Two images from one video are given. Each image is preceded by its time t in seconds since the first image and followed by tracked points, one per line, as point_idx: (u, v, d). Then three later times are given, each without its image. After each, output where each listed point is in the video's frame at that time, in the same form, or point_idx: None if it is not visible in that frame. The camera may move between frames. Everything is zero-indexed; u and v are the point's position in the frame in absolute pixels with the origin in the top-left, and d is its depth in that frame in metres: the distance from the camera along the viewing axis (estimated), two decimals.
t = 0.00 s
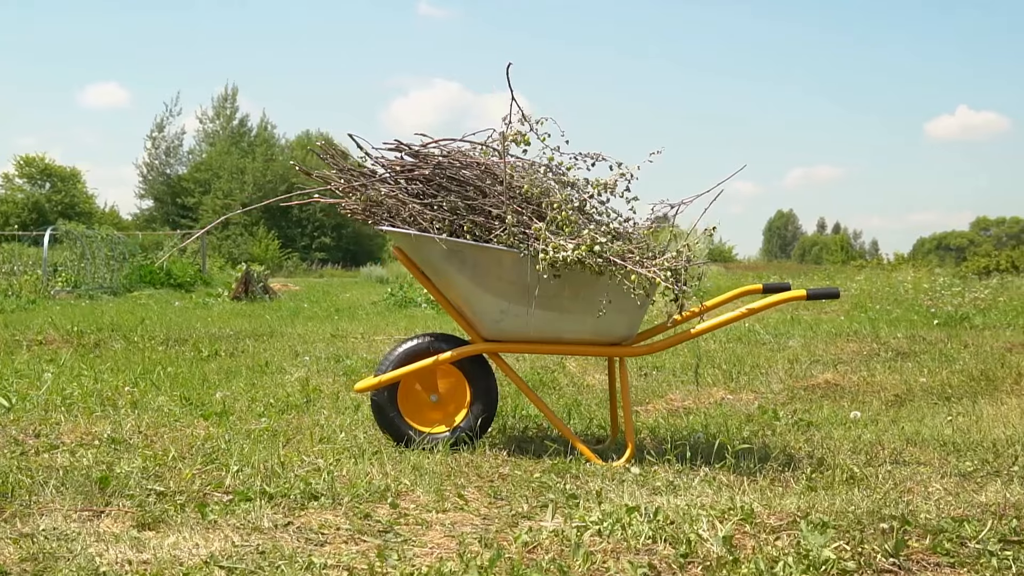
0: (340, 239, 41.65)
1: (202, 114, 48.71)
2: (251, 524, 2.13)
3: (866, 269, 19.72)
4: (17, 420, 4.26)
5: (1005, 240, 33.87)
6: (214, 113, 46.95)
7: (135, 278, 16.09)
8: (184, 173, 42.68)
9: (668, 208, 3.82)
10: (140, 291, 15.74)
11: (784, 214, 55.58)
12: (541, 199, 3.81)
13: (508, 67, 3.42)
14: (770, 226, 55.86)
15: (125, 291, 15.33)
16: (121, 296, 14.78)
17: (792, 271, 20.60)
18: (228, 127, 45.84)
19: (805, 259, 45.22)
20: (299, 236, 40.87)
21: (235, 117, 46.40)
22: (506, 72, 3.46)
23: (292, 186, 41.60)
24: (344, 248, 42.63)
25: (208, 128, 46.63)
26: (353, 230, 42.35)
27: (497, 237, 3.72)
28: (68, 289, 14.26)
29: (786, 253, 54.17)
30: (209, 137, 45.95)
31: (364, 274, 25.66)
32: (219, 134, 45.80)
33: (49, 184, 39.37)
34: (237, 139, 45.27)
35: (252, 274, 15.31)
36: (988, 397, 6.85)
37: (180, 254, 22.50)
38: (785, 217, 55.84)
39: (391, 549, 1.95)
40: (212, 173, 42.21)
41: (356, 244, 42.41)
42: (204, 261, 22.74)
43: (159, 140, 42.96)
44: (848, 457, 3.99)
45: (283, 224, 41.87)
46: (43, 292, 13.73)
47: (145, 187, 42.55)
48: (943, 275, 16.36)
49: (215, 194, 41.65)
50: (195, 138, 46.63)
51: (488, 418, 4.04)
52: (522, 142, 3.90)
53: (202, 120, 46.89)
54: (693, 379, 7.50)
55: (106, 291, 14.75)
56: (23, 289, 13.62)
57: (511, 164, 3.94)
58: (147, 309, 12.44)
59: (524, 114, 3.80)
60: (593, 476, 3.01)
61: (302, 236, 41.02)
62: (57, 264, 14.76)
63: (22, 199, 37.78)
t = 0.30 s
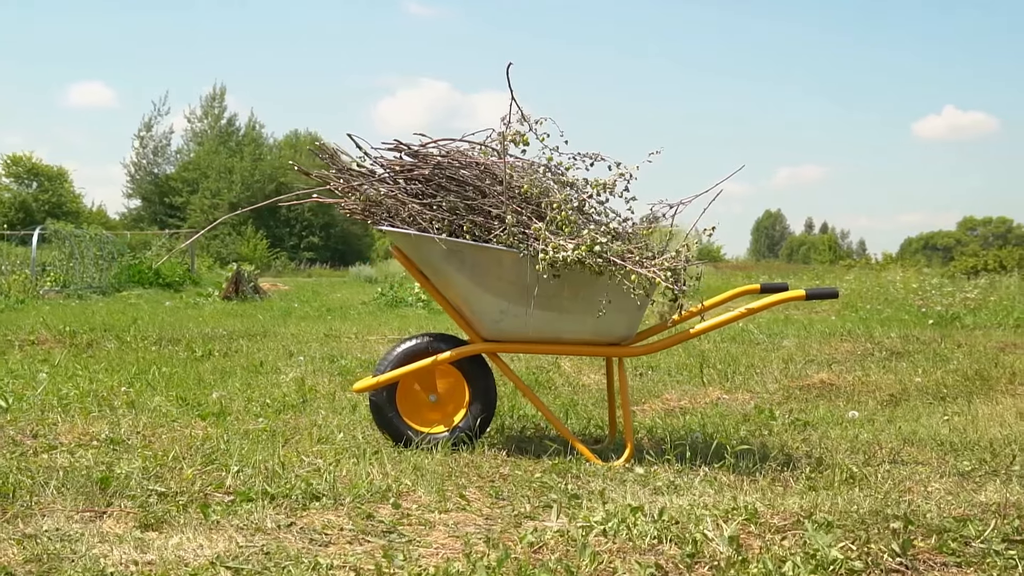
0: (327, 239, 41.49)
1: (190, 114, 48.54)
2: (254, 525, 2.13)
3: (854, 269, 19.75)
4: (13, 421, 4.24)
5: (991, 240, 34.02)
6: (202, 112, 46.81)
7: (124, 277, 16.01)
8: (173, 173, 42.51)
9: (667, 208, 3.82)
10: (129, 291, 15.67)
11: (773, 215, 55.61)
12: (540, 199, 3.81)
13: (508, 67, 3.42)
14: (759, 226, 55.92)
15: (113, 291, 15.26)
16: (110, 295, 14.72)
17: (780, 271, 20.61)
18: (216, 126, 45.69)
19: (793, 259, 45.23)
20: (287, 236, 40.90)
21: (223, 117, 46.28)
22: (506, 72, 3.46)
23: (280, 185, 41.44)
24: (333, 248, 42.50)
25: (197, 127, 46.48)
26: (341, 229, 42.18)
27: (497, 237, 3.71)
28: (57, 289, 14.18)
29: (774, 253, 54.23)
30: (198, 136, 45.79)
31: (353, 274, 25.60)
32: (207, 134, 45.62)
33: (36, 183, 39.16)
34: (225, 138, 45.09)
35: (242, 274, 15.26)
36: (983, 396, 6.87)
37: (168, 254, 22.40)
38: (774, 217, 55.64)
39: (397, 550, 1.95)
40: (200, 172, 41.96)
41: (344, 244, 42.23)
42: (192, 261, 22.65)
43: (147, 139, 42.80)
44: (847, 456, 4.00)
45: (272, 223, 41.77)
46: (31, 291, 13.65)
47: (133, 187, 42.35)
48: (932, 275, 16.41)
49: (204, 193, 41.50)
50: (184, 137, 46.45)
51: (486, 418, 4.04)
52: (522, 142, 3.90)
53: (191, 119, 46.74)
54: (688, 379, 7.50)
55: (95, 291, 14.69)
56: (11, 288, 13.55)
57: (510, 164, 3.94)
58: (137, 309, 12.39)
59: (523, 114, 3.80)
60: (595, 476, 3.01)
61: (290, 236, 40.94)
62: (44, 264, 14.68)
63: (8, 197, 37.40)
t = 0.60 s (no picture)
0: (314, 239, 41.46)
1: (178, 113, 48.35)
2: (254, 526, 2.12)
3: (842, 270, 19.81)
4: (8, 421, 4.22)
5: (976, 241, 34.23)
6: (189, 112, 46.69)
7: (112, 278, 15.95)
8: (161, 173, 42.33)
9: (664, 207, 3.82)
10: (118, 291, 15.60)
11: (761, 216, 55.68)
12: (538, 199, 3.80)
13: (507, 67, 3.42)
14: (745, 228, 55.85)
15: (101, 291, 15.19)
16: (99, 296, 14.66)
17: (768, 271, 20.65)
18: (203, 126, 45.56)
19: (778, 259, 45.30)
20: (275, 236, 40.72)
21: (210, 117, 46.16)
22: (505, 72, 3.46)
23: (267, 185, 41.31)
24: (320, 248, 42.28)
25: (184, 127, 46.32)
26: (328, 229, 42.10)
27: (495, 237, 3.71)
28: (45, 289, 14.11)
29: (762, 254, 54.39)
30: (185, 136, 45.62)
31: (341, 274, 25.56)
32: (195, 134, 45.44)
33: (22, 183, 38.93)
34: (212, 138, 44.92)
35: (232, 274, 15.22)
36: (976, 396, 6.90)
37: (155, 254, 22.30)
38: (761, 218, 55.37)
39: (400, 550, 1.94)
40: (187, 172, 41.71)
41: (331, 244, 42.13)
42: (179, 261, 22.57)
43: (134, 139, 42.61)
44: (844, 456, 4.01)
45: (259, 224, 41.68)
46: (19, 292, 13.58)
47: (120, 187, 42.14)
48: (921, 275, 16.48)
49: (190, 192, 41.24)
50: (171, 137, 46.25)
51: (483, 419, 4.03)
52: (519, 142, 3.90)
53: (178, 119, 46.60)
54: (682, 379, 7.51)
55: (82, 291, 14.62)
56: None
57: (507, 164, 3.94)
58: (126, 309, 12.34)
59: (521, 113, 3.80)
60: (594, 476, 3.01)
61: (276, 237, 40.70)
62: (31, 264, 14.61)
63: None
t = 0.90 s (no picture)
0: (300, 239, 41.37)
1: (165, 113, 48.12)
2: (255, 525, 2.11)
3: (827, 270, 19.89)
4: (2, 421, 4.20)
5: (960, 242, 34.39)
6: (174, 112, 46.52)
7: (97, 278, 15.86)
8: (146, 173, 42.08)
9: (660, 207, 3.81)
10: (104, 291, 15.49)
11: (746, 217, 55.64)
12: (534, 199, 3.79)
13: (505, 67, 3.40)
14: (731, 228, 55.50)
15: (87, 292, 15.11)
16: (84, 295, 14.57)
17: (754, 272, 20.70)
18: (189, 126, 45.39)
19: (765, 259, 45.42)
20: (260, 236, 40.51)
21: (195, 116, 46.00)
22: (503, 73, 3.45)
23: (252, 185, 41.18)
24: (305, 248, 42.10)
25: (168, 127, 46.07)
26: (314, 229, 42.00)
27: (492, 237, 3.70)
28: (30, 289, 14.03)
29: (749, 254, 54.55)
30: (171, 135, 45.40)
31: (327, 274, 25.47)
32: (180, 133, 45.20)
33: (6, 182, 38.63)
34: (196, 138, 44.68)
35: (220, 274, 15.17)
36: (968, 395, 6.93)
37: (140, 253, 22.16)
38: (746, 219, 54.95)
39: (403, 550, 1.94)
40: (171, 172, 41.41)
41: (317, 244, 42.06)
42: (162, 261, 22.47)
43: (119, 139, 42.36)
44: (840, 456, 4.02)
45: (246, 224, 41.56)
46: (4, 292, 13.50)
47: (105, 187, 41.86)
48: (907, 276, 16.56)
49: (175, 192, 41.00)
50: (156, 136, 45.98)
51: (480, 418, 4.02)
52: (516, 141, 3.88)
53: (164, 118, 46.41)
54: (675, 379, 7.52)
55: (68, 291, 14.53)
56: None
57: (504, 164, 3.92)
58: (113, 309, 12.27)
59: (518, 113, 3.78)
60: (593, 475, 3.01)
61: (262, 236, 40.60)
62: (17, 264, 14.52)
63: None
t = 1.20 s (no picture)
0: (290, 238, 41.28)
1: (154, 112, 47.90)
2: (257, 525, 2.11)
3: (818, 269, 19.92)
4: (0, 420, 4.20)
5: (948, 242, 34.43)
6: (164, 110, 46.31)
7: (88, 277, 15.81)
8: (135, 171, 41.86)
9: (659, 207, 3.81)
10: (94, 291, 15.37)
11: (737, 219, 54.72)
12: (534, 198, 3.78)
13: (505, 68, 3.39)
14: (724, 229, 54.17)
15: (78, 291, 15.05)
16: (75, 295, 14.48)
17: (745, 271, 20.71)
18: (178, 124, 45.18)
19: (756, 259, 45.42)
20: (250, 235, 40.35)
21: (185, 115, 45.83)
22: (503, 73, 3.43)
23: (241, 184, 41.02)
24: (295, 247, 41.98)
25: (160, 126, 45.92)
26: (303, 228, 41.89)
27: (492, 237, 3.69)
28: (20, 289, 13.96)
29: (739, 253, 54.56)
30: (160, 134, 45.26)
31: (317, 273, 25.37)
32: (170, 132, 45.00)
33: None
34: (186, 137, 44.52)
35: (211, 273, 15.12)
36: (964, 395, 6.95)
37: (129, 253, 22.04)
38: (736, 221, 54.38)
39: (407, 550, 1.94)
40: (162, 171, 41.18)
41: (306, 243, 41.95)
42: (150, 259, 22.33)
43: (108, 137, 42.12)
44: (840, 456, 4.03)
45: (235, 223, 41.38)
46: None
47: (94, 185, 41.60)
48: (898, 275, 16.58)
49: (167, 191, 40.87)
50: (146, 136, 45.75)
51: (479, 418, 4.01)
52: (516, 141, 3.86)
53: (154, 117, 46.18)
54: (671, 378, 7.52)
55: (59, 290, 14.45)
56: None
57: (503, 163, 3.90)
58: (105, 308, 12.21)
59: (518, 112, 3.76)
60: (594, 475, 3.01)
61: (252, 235, 40.50)
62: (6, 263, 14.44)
63: None
